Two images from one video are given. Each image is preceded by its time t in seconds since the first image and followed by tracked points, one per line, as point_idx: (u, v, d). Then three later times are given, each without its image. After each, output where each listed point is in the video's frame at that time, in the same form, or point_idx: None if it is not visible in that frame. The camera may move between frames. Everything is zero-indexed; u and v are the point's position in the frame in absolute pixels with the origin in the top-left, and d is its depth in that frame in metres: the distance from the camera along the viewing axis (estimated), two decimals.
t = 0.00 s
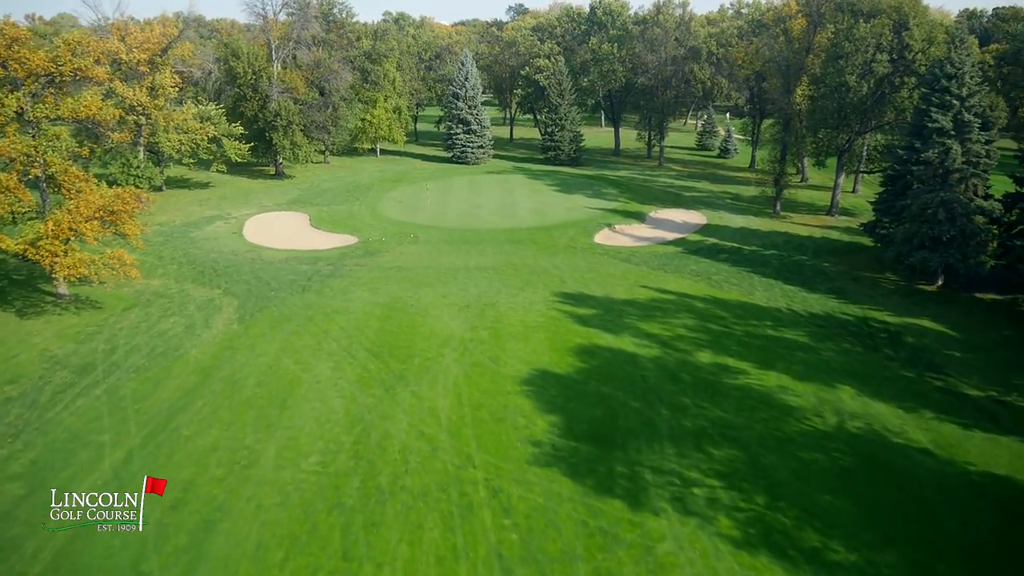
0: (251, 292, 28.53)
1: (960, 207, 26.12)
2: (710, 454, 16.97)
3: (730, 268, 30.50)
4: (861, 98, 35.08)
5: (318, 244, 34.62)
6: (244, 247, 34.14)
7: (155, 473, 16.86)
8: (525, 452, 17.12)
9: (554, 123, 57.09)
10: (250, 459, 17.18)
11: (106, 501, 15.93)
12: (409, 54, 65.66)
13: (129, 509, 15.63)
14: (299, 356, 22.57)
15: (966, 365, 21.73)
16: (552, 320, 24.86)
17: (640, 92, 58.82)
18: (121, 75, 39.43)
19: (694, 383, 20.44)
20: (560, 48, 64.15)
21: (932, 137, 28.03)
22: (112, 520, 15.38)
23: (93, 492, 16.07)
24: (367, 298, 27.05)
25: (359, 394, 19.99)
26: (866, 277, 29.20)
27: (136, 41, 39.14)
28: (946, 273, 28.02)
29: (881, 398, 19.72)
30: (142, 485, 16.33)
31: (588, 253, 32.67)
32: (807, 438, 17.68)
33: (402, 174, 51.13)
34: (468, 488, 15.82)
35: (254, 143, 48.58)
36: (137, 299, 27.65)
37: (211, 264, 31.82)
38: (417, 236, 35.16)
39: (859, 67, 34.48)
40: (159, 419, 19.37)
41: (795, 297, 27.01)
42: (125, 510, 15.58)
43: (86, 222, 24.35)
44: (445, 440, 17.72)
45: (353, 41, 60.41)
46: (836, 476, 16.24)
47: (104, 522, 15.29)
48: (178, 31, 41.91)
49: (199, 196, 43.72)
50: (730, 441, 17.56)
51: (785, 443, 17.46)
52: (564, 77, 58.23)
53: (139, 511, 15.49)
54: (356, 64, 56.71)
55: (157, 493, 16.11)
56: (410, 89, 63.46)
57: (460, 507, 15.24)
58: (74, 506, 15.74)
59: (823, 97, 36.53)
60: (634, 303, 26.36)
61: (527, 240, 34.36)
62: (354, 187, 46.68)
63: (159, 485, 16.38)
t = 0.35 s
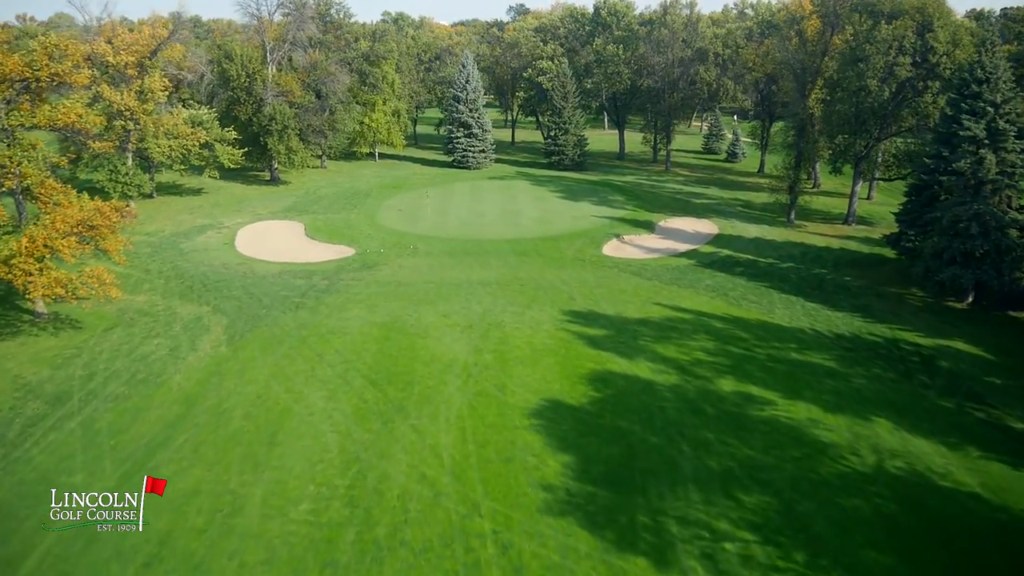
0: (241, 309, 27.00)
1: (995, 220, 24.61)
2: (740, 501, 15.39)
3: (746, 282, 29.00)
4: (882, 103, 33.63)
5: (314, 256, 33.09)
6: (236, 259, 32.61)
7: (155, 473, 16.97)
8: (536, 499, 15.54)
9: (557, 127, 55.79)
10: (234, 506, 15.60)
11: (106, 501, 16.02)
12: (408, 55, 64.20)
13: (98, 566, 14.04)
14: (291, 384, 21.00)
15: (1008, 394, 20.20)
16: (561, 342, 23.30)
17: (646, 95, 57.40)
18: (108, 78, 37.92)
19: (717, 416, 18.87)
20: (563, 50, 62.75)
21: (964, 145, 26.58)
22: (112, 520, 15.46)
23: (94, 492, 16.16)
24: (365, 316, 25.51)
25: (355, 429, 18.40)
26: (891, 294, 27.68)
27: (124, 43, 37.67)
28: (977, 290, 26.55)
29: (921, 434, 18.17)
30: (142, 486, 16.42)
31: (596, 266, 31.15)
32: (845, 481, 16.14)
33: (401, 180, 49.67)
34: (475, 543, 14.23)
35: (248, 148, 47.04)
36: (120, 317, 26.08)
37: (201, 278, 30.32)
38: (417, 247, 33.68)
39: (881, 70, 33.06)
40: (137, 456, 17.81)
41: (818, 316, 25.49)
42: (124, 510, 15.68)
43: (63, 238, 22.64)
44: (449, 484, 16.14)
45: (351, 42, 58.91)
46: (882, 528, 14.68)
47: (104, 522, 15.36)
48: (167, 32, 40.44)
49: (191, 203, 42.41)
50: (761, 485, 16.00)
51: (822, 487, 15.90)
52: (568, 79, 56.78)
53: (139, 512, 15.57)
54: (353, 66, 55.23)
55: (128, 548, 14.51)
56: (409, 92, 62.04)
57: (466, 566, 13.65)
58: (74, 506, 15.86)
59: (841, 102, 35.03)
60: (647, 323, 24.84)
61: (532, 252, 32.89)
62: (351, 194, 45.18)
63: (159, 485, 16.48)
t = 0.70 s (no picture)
0: (227, 330, 25.36)
1: None
2: (773, 561, 13.77)
3: (762, 299, 27.40)
4: (904, 108, 32.04)
5: (306, 269, 31.46)
6: (224, 272, 31.01)
7: (155, 474, 17.14)
8: (545, 557, 13.92)
9: (560, 131, 54.30)
10: (207, 565, 13.98)
11: (106, 501, 16.16)
12: (407, 57, 62.62)
13: None
14: (277, 416, 19.37)
15: None
16: (568, 368, 21.64)
17: (651, 97, 55.86)
18: (92, 82, 36.35)
19: (742, 455, 17.26)
20: (566, 51, 61.21)
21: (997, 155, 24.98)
22: (112, 520, 15.58)
23: (93, 493, 16.30)
24: (358, 338, 23.87)
25: (345, 472, 16.77)
26: (917, 312, 26.08)
27: (108, 45, 36.08)
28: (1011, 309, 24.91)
29: (966, 477, 16.55)
30: (142, 486, 16.57)
31: (603, 281, 29.52)
32: (888, 536, 14.52)
33: (399, 187, 48.07)
34: None
35: (240, 153, 45.44)
36: (97, 338, 24.49)
37: (186, 293, 28.72)
38: (415, 260, 32.12)
39: (903, 74, 31.47)
40: (105, 502, 16.21)
41: (842, 337, 23.89)
42: (125, 510, 15.80)
43: (31, 257, 20.92)
44: (448, 539, 14.49)
45: (347, 44, 57.34)
46: None
47: (104, 522, 15.50)
48: (153, 33, 38.67)
49: (179, 212, 41.13)
50: (795, 539, 14.40)
51: (862, 542, 14.30)
52: (572, 81, 55.19)
53: (139, 511, 15.71)
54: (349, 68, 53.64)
55: None
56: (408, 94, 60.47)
57: None
58: (75, 506, 16.01)
59: (859, 108, 33.55)
60: (660, 345, 23.22)
61: (536, 265, 31.31)
62: (347, 201, 43.56)
63: (159, 485, 16.65)
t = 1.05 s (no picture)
0: (211, 352, 23.77)
1: None
2: None
3: (780, 317, 25.85)
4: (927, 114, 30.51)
5: (297, 283, 29.89)
6: (210, 287, 29.44)
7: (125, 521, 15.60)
8: None
9: (562, 133, 52.98)
10: None
11: (106, 501, 16.30)
12: (404, 57, 60.99)
13: None
14: (261, 454, 17.77)
15: None
16: (577, 397, 20.06)
17: (656, 99, 54.30)
18: (74, 86, 34.80)
19: (770, 501, 15.71)
20: (568, 51, 59.63)
21: None
22: (113, 520, 15.73)
23: (94, 493, 16.44)
24: (351, 363, 22.26)
25: (333, 522, 15.19)
26: (945, 333, 24.52)
27: (90, 47, 34.54)
28: None
29: (1018, 527, 15.02)
30: (142, 485, 16.70)
31: (611, 297, 27.96)
32: None
33: (396, 192, 46.51)
34: None
35: (230, 158, 43.87)
36: (72, 362, 22.93)
37: (169, 310, 27.13)
38: (412, 273, 30.60)
39: (927, 79, 29.94)
40: (67, 556, 14.65)
41: (868, 361, 22.32)
42: (125, 510, 15.95)
43: None
44: None
45: (343, 45, 55.75)
46: None
47: (104, 522, 15.64)
48: (138, 33, 36.95)
49: (167, 221, 39.62)
50: None
51: None
52: (574, 83, 53.59)
53: (139, 511, 15.85)
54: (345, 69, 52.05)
55: None
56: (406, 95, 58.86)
57: None
58: (75, 506, 16.16)
59: (878, 113, 32.05)
60: (675, 371, 21.64)
61: (539, 278, 29.77)
62: (342, 208, 42.00)
63: (159, 485, 16.75)
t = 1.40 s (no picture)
0: (191, 377, 22.15)
1: None
2: None
3: (799, 337, 24.29)
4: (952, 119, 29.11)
5: (286, 299, 28.30)
6: (194, 302, 27.88)
7: None
8: None
9: (564, 136, 51.43)
10: None
11: (106, 501, 16.36)
12: (401, 57, 59.33)
13: None
14: (239, 499, 16.18)
15: None
16: (584, 431, 18.48)
17: (660, 101, 52.73)
18: (53, 89, 33.19)
19: (801, 557, 14.15)
20: (570, 51, 58.00)
21: None
22: (112, 520, 15.78)
23: (93, 493, 16.52)
24: (340, 392, 20.64)
25: None
26: (976, 356, 22.95)
27: (70, 48, 32.90)
28: None
29: None
30: (142, 486, 16.76)
31: (618, 314, 26.38)
32: None
33: (392, 198, 44.93)
34: None
35: (219, 163, 42.28)
36: (41, 389, 21.33)
37: (149, 329, 25.53)
38: (408, 287, 29.05)
39: (951, 82, 28.56)
40: None
41: (896, 389, 20.76)
42: (125, 510, 16.00)
43: None
44: None
45: (338, 45, 54.13)
46: None
47: (104, 522, 15.70)
48: (122, 34, 35.30)
49: (153, 229, 38.02)
50: None
51: None
52: (577, 84, 51.94)
53: (139, 511, 15.90)
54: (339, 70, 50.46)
55: None
56: (402, 96, 57.23)
57: None
58: (75, 506, 16.22)
59: (898, 117, 30.79)
60: (690, 400, 20.05)
61: (542, 293, 28.20)
62: (335, 215, 40.41)
63: (158, 485, 16.79)
